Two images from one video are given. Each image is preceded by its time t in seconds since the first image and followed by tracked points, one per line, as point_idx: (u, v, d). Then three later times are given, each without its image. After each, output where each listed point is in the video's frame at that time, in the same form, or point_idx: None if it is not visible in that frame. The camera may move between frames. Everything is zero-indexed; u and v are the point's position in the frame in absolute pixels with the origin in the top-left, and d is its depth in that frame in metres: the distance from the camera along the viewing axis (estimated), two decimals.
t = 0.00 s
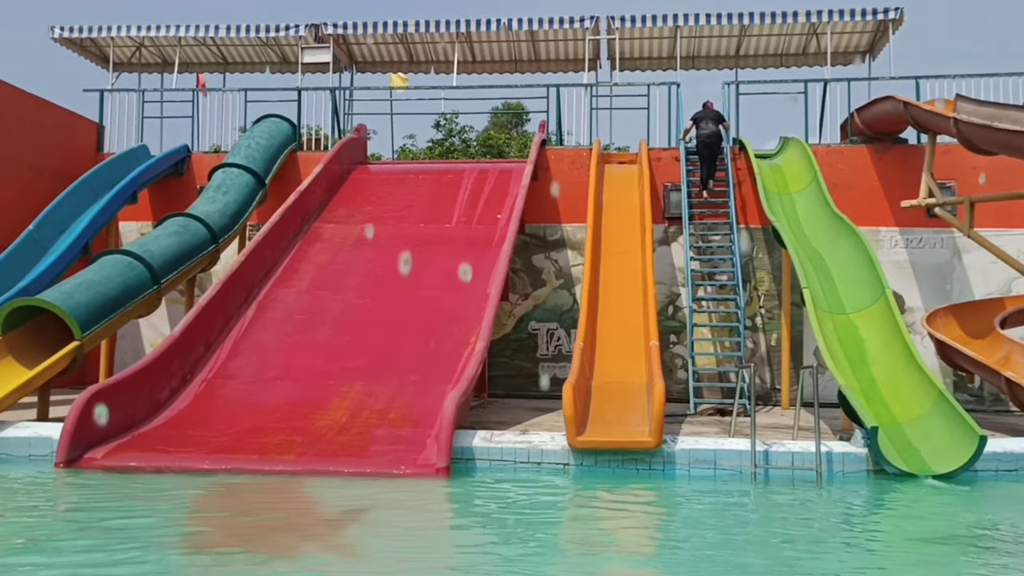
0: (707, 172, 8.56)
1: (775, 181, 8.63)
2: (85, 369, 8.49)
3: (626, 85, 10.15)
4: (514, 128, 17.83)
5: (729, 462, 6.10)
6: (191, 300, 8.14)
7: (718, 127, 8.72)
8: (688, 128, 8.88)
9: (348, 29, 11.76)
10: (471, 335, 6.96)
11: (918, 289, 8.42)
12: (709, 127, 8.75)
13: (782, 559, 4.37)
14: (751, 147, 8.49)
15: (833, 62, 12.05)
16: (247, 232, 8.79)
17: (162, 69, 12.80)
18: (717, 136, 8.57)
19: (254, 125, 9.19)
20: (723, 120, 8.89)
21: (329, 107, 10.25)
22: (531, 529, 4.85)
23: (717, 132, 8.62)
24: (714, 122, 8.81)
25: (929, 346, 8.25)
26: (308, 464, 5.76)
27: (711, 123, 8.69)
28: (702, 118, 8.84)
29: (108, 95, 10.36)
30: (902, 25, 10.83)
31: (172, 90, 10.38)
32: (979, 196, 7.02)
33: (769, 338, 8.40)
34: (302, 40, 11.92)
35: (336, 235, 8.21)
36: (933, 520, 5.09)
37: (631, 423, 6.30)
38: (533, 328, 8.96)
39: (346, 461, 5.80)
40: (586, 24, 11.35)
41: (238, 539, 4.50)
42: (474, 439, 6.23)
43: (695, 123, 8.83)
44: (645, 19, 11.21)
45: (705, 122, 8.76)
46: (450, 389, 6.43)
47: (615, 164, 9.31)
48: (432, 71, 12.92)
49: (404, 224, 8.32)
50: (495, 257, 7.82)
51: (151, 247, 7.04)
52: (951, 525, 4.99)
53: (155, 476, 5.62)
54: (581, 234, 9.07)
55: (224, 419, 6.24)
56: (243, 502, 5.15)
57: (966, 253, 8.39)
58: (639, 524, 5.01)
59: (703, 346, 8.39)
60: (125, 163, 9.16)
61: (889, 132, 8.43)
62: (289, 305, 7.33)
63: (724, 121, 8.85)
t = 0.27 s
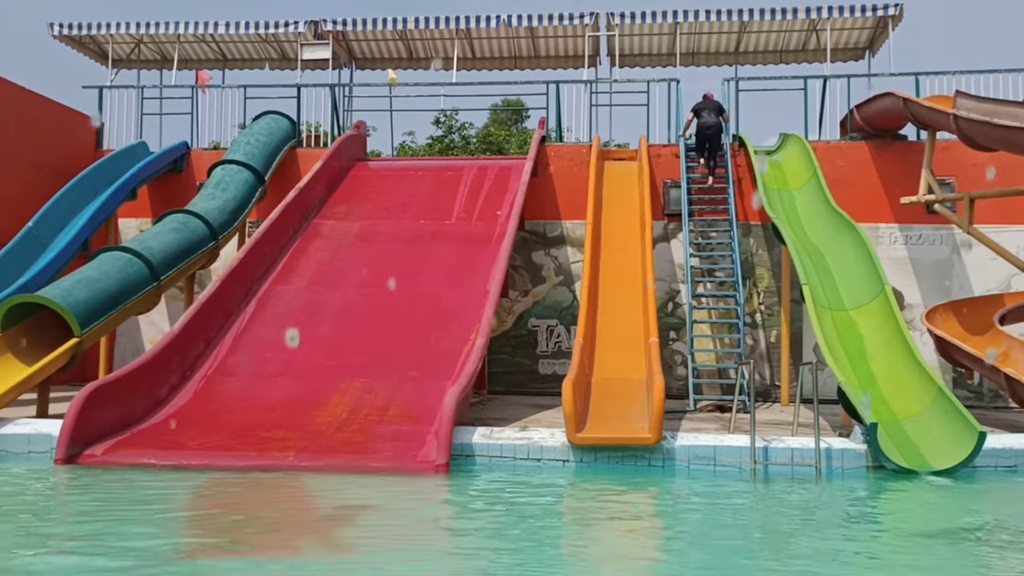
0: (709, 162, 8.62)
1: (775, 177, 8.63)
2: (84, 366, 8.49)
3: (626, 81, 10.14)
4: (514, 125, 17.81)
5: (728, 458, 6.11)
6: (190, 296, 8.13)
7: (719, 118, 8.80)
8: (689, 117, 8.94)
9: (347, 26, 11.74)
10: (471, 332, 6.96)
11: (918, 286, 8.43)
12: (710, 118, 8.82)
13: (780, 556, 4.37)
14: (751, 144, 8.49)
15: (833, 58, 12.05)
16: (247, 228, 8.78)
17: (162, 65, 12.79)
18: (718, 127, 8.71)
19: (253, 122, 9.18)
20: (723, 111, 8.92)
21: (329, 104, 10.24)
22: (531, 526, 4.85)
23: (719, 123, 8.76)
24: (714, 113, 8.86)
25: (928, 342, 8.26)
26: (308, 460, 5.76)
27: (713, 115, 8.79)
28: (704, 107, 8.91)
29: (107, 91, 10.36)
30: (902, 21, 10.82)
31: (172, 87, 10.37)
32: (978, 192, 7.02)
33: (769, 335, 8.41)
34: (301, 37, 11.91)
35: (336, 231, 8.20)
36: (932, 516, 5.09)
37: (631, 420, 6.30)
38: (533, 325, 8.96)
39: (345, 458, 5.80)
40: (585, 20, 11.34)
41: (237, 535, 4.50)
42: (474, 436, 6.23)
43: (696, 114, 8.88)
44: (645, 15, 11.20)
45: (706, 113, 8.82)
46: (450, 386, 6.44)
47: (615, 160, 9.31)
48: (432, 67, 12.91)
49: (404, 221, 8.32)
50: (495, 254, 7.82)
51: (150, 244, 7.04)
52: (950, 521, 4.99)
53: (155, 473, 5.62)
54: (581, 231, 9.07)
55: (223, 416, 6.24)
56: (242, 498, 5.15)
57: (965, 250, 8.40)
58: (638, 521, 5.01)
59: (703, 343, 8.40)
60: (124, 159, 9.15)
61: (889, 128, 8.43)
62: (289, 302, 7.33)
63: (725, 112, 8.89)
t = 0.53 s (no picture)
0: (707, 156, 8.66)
1: (774, 174, 8.63)
2: (84, 364, 8.49)
3: (626, 79, 10.14)
4: (514, 122, 17.80)
5: (728, 455, 6.11)
6: (190, 294, 8.13)
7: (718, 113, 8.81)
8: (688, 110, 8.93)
9: (347, 23, 11.72)
10: (470, 329, 6.96)
11: (917, 283, 8.43)
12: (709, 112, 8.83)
13: (780, 553, 4.37)
14: (750, 141, 8.48)
15: (833, 55, 12.04)
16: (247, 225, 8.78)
17: (161, 62, 12.78)
18: (717, 123, 8.69)
19: (252, 119, 9.18)
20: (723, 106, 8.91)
21: (328, 101, 10.23)
22: (530, 523, 4.85)
23: (718, 119, 8.75)
24: (714, 108, 8.85)
25: (928, 339, 8.27)
26: (308, 458, 5.76)
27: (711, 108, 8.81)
28: (704, 101, 8.88)
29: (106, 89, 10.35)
30: (902, 18, 10.81)
31: (171, 84, 10.36)
32: (978, 189, 7.00)
33: (768, 332, 8.41)
34: (301, 34, 11.89)
35: (335, 228, 8.20)
36: (931, 513, 5.09)
37: (631, 417, 6.30)
38: (532, 322, 8.96)
39: (345, 455, 5.80)
40: (585, 17, 11.33)
41: (236, 533, 4.50)
42: (474, 433, 6.23)
43: (696, 108, 8.88)
44: (644, 12, 11.19)
45: (706, 107, 8.82)
46: (450, 383, 6.44)
47: (614, 157, 9.30)
48: (431, 64, 12.90)
49: (403, 218, 8.32)
50: (494, 251, 7.82)
51: (149, 241, 7.04)
52: (950, 518, 5.00)
53: (155, 470, 5.62)
54: (581, 228, 9.07)
55: (223, 413, 6.24)
56: (242, 495, 5.15)
57: (965, 247, 8.40)
58: (638, 518, 5.01)
59: (703, 340, 8.40)
60: (123, 157, 9.14)
61: (889, 125, 8.43)
62: (288, 299, 7.33)
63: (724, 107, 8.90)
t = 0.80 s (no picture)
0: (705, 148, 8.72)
1: (774, 172, 8.63)
2: (85, 361, 8.50)
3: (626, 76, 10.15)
4: (514, 119, 17.79)
5: (728, 452, 6.12)
6: (190, 292, 8.13)
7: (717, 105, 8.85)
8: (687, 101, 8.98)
9: (346, 20, 11.71)
10: (470, 326, 6.96)
11: (917, 280, 8.43)
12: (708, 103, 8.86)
13: (779, 550, 4.38)
14: (750, 138, 8.49)
15: (833, 52, 12.05)
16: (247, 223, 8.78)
17: (161, 60, 12.77)
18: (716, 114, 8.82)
19: (252, 116, 9.17)
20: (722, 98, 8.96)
21: (328, 98, 10.23)
22: (530, 520, 4.86)
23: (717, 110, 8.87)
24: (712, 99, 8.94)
25: (927, 336, 8.27)
26: (308, 455, 5.77)
27: (710, 98, 8.91)
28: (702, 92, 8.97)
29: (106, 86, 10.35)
30: (902, 15, 10.81)
31: (171, 82, 10.36)
32: (977, 186, 6.99)
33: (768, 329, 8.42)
34: (300, 31, 11.88)
35: (335, 226, 8.20)
36: (931, 510, 5.10)
37: (631, 414, 6.31)
38: (532, 319, 8.97)
39: (345, 452, 5.80)
40: (585, 14, 11.33)
41: (237, 530, 4.50)
42: (474, 430, 6.24)
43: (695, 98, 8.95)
44: (644, 9, 11.19)
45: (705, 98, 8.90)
46: (450, 381, 6.44)
47: (614, 155, 9.31)
48: (431, 62, 12.89)
49: (403, 215, 8.32)
50: (494, 249, 7.82)
51: (149, 239, 7.04)
52: (949, 515, 5.00)
53: (155, 468, 5.63)
54: (581, 226, 9.07)
55: (223, 411, 6.24)
56: (242, 493, 5.16)
57: (964, 244, 8.40)
58: (638, 515, 5.02)
59: (703, 337, 8.41)
60: (123, 154, 9.14)
61: (889, 122, 8.44)
62: (288, 297, 7.33)
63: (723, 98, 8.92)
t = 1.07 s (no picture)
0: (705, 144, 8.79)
1: (775, 169, 8.63)
2: (86, 360, 8.50)
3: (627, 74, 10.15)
4: (515, 117, 17.79)
5: (730, 450, 6.11)
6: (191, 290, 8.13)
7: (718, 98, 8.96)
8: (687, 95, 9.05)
9: (347, 18, 11.71)
10: (471, 324, 6.95)
11: (919, 277, 8.42)
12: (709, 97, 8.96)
13: (779, 547, 4.37)
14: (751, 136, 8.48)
15: (834, 49, 12.04)
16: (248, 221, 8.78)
17: (162, 58, 12.78)
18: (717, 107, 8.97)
19: (253, 115, 9.18)
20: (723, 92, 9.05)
21: (329, 97, 10.23)
22: (531, 518, 4.85)
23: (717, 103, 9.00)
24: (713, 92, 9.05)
25: (929, 334, 8.26)
26: (309, 453, 5.77)
27: (711, 92, 9.05)
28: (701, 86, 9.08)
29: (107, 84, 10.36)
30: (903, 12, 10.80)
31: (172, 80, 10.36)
32: (979, 183, 6.98)
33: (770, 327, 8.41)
34: (301, 30, 11.89)
35: (336, 224, 8.20)
36: (932, 508, 5.09)
37: (632, 412, 6.30)
38: (534, 317, 8.96)
39: (346, 450, 5.80)
40: (586, 12, 11.32)
41: (237, 528, 4.50)
42: (475, 428, 6.23)
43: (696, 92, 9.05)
44: (645, 7, 11.18)
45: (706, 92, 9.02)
46: (451, 378, 6.44)
47: (615, 153, 9.30)
48: (432, 60, 12.89)
49: (404, 213, 8.32)
50: (495, 247, 7.81)
51: (150, 237, 7.04)
52: (950, 513, 4.99)
53: (156, 465, 5.63)
54: (582, 223, 9.07)
55: (224, 409, 6.24)
56: (243, 491, 5.16)
57: (966, 241, 8.39)
58: (638, 513, 5.01)
59: (704, 335, 8.41)
60: (125, 153, 9.14)
61: (890, 120, 8.43)
62: (289, 295, 7.33)
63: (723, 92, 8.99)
